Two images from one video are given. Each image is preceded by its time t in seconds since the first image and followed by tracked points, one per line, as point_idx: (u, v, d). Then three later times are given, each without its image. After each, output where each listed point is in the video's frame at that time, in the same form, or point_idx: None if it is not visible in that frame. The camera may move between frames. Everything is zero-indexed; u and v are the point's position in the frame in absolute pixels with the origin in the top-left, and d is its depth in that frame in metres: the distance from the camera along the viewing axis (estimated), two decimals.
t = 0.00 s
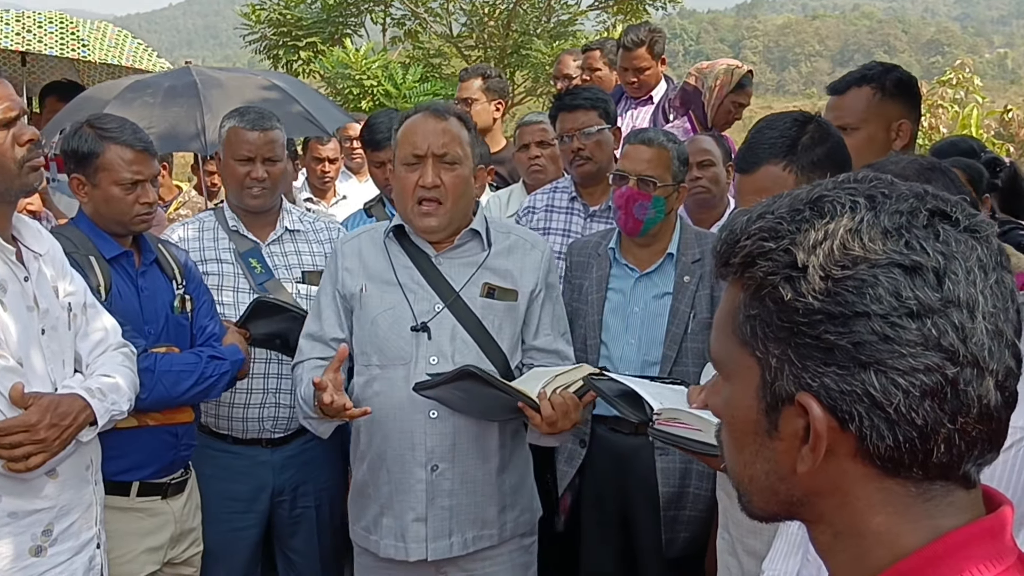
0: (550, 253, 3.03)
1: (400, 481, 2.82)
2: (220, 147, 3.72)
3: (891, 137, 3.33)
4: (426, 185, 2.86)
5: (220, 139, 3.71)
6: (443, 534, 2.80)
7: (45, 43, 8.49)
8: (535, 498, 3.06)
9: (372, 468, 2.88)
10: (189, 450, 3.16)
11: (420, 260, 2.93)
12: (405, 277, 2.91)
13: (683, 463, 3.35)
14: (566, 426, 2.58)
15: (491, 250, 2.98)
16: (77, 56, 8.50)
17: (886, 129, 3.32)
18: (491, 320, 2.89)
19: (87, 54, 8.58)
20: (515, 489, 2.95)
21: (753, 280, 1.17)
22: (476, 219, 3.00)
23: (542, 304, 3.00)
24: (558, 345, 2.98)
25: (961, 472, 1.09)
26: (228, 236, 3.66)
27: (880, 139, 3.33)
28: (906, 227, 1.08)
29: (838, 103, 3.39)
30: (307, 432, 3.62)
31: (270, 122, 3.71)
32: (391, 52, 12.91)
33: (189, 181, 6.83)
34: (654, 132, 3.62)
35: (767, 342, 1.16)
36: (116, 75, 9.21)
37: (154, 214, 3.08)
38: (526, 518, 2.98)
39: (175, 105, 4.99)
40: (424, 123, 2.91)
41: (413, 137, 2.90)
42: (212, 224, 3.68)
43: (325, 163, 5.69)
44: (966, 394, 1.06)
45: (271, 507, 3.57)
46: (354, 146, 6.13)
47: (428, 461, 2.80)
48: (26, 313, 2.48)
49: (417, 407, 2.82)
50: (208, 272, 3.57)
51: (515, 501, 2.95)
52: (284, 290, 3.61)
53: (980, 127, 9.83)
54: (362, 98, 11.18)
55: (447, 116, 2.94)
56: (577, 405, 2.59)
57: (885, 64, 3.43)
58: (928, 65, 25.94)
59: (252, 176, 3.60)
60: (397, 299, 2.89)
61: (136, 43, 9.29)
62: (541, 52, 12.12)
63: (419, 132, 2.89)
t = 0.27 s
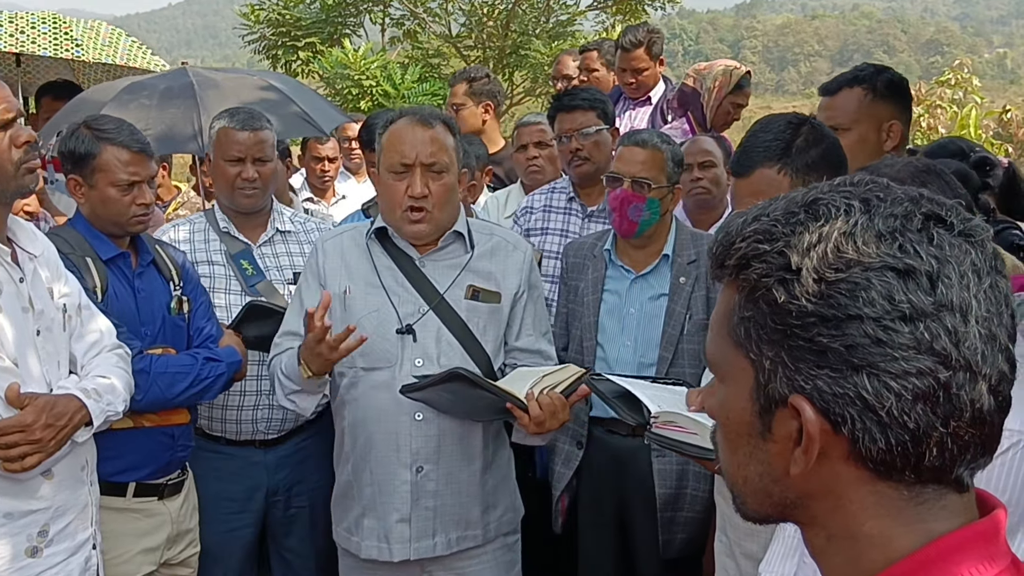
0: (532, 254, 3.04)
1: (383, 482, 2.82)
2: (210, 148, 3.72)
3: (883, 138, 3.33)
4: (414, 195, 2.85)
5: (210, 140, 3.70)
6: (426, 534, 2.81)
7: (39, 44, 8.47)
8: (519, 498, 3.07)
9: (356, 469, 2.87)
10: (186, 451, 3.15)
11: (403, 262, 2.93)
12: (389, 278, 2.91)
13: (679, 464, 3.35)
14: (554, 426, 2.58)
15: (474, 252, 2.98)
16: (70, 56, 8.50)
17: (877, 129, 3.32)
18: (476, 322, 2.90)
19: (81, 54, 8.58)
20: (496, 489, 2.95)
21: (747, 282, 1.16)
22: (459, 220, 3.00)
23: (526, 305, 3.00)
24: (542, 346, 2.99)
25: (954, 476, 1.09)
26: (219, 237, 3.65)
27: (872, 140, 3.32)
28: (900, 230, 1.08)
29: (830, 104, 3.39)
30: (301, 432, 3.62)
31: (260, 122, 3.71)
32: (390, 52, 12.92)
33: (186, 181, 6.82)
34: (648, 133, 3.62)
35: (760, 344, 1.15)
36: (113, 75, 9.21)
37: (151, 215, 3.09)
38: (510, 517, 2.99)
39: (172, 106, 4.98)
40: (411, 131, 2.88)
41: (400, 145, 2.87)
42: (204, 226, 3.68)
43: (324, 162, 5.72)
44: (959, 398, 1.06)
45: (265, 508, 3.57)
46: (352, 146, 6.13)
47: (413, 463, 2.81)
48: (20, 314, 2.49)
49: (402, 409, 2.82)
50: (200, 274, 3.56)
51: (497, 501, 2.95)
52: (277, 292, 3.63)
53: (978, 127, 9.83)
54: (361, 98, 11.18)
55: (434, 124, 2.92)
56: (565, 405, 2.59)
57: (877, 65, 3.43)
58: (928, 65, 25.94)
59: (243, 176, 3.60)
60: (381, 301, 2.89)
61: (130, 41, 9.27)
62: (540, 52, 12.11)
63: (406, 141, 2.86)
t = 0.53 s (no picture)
0: (527, 252, 3.04)
1: (380, 480, 2.81)
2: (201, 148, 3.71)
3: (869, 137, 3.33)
4: (419, 188, 2.83)
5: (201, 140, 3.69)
6: (423, 533, 2.80)
7: (31, 43, 8.45)
8: (516, 496, 3.07)
9: (353, 469, 2.87)
10: (183, 451, 3.14)
11: (399, 261, 2.92)
12: (385, 278, 2.90)
13: (676, 464, 3.35)
14: (550, 423, 2.58)
15: (469, 251, 2.98)
16: (63, 55, 8.51)
17: (865, 129, 3.32)
18: (471, 321, 2.90)
19: (72, 53, 8.57)
20: (492, 486, 2.95)
21: (735, 283, 1.16)
22: (453, 219, 3.00)
23: (521, 304, 3.01)
24: (537, 344, 2.99)
25: (943, 475, 1.09)
26: (211, 237, 3.65)
27: (859, 141, 3.32)
28: (886, 230, 1.08)
29: (818, 104, 3.38)
30: (296, 431, 3.62)
31: (250, 122, 3.70)
32: (388, 51, 12.91)
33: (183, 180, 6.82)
34: (643, 133, 3.62)
35: (748, 346, 1.15)
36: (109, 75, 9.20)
37: (147, 214, 3.08)
38: (507, 515, 2.98)
39: (168, 106, 4.97)
40: (410, 126, 2.89)
41: (401, 140, 2.86)
42: (195, 226, 3.67)
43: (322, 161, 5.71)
44: (947, 397, 1.06)
45: (261, 508, 3.57)
46: (349, 145, 6.13)
47: (409, 461, 2.81)
48: (16, 313, 2.49)
49: (397, 408, 2.81)
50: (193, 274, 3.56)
51: (494, 499, 2.95)
52: (271, 293, 3.63)
53: (977, 127, 9.83)
54: (359, 97, 11.18)
55: (431, 120, 2.93)
56: (560, 402, 2.60)
57: (865, 65, 3.43)
58: (928, 64, 25.94)
59: (234, 177, 3.60)
60: (377, 300, 2.88)
61: (122, 38, 9.25)
62: (538, 51, 12.11)
63: (407, 136, 2.86)
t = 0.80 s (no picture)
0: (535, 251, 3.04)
1: (388, 477, 2.82)
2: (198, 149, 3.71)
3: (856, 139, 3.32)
4: (427, 180, 2.85)
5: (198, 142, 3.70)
6: (430, 529, 2.81)
7: (31, 43, 8.45)
8: (524, 495, 3.07)
9: (361, 465, 2.88)
10: (183, 451, 3.14)
11: (407, 258, 2.93)
12: (392, 275, 2.91)
13: (674, 463, 3.36)
14: (558, 422, 2.58)
15: (476, 248, 2.98)
16: (63, 56, 8.51)
17: (852, 129, 3.31)
18: (478, 317, 2.90)
19: (73, 53, 8.56)
20: (500, 484, 2.95)
21: (730, 284, 1.17)
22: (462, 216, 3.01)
23: (529, 302, 3.01)
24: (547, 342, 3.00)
25: (939, 475, 1.10)
26: (209, 237, 3.66)
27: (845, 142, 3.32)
28: (880, 230, 1.09)
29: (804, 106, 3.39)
30: (295, 431, 3.62)
31: (244, 122, 3.71)
32: (388, 52, 12.92)
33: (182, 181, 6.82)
34: (642, 133, 3.63)
35: (743, 346, 1.16)
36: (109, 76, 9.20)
37: (148, 215, 3.08)
38: (516, 514, 2.99)
39: (167, 106, 4.97)
40: (417, 121, 2.92)
41: (408, 134, 2.89)
42: (192, 227, 3.67)
43: (322, 162, 5.73)
44: (942, 396, 1.06)
45: (261, 508, 3.58)
46: (348, 146, 6.13)
47: (416, 458, 2.81)
48: (17, 312, 2.50)
49: (404, 405, 2.82)
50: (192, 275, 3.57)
51: (502, 497, 2.95)
52: (270, 293, 3.64)
53: (976, 127, 9.85)
54: (359, 97, 11.18)
55: (438, 116, 2.96)
56: (568, 401, 2.60)
57: (851, 66, 3.43)
58: (927, 65, 25.96)
59: (230, 178, 3.60)
60: (385, 297, 2.89)
61: (123, 39, 9.25)
62: (538, 52, 12.10)
63: (414, 129, 2.89)
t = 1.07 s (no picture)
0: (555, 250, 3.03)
1: (407, 476, 2.83)
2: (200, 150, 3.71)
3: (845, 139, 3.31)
4: (447, 177, 2.87)
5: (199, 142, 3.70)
6: (448, 529, 2.82)
7: (34, 44, 8.44)
8: (544, 495, 3.06)
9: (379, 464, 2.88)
10: (183, 450, 3.15)
11: (426, 257, 2.94)
12: (410, 275, 2.92)
13: (674, 462, 3.36)
14: (567, 424, 2.57)
15: (495, 247, 2.97)
16: (66, 56, 8.50)
17: (840, 128, 3.31)
18: (497, 316, 2.89)
19: (76, 53, 8.55)
20: (520, 486, 2.94)
21: (730, 284, 1.17)
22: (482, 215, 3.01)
23: (548, 302, 2.99)
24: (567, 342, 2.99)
25: (939, 474, 1.10)
26: (211, 238, 3.67)
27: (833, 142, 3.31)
28: (880, 229, 1.09)
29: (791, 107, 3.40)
30: (296, 431, 3.62)
31: (246, 122, 3.71)
32: (388, 52, 12.91)
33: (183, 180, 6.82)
34: (642, 132, 3.63)
35: (744, 346, 1.16)
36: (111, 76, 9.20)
37: (148, 214, 3.08)
38: (534, 516, 2.97)
39: (168, 106, 4.97)
40: (438, 119, 2.94)
41: (429, 131, 2.92)
42: (194, 226, 3.68)
43: (322, 161, 5.73)
44: (943, 395, 1.06)
45: (261, 508, 3.58)
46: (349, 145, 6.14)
47: (434, 457, 2.82)
48: (17, 310, 2.50)
49: (422, 404, 2.83)
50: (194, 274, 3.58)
51: (522, 498, 2.95)
52: (272, 293, 3.62)
53: (976, 127, 9.86)
54: (359, 97, 11.19)
55: (459, 114, 2.99)
56: (578, 403, 2.58)
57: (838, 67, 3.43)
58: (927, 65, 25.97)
59: (232, 178, 3.60)
60: (404, 296, 2.90)
61: (125, 39, 9.25)
62: (538, 52, 12.05)
63: (436, 127, 2.92)
